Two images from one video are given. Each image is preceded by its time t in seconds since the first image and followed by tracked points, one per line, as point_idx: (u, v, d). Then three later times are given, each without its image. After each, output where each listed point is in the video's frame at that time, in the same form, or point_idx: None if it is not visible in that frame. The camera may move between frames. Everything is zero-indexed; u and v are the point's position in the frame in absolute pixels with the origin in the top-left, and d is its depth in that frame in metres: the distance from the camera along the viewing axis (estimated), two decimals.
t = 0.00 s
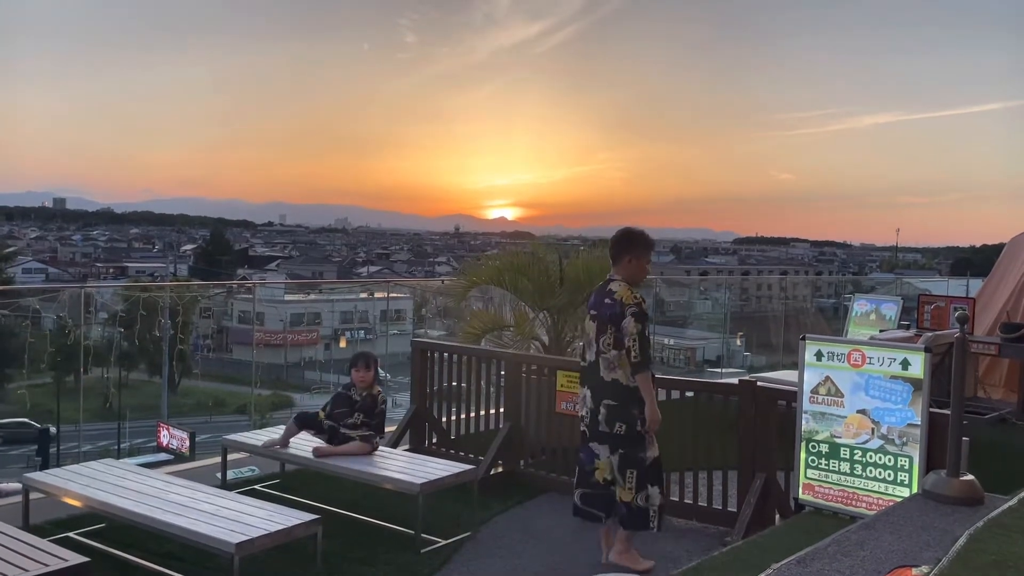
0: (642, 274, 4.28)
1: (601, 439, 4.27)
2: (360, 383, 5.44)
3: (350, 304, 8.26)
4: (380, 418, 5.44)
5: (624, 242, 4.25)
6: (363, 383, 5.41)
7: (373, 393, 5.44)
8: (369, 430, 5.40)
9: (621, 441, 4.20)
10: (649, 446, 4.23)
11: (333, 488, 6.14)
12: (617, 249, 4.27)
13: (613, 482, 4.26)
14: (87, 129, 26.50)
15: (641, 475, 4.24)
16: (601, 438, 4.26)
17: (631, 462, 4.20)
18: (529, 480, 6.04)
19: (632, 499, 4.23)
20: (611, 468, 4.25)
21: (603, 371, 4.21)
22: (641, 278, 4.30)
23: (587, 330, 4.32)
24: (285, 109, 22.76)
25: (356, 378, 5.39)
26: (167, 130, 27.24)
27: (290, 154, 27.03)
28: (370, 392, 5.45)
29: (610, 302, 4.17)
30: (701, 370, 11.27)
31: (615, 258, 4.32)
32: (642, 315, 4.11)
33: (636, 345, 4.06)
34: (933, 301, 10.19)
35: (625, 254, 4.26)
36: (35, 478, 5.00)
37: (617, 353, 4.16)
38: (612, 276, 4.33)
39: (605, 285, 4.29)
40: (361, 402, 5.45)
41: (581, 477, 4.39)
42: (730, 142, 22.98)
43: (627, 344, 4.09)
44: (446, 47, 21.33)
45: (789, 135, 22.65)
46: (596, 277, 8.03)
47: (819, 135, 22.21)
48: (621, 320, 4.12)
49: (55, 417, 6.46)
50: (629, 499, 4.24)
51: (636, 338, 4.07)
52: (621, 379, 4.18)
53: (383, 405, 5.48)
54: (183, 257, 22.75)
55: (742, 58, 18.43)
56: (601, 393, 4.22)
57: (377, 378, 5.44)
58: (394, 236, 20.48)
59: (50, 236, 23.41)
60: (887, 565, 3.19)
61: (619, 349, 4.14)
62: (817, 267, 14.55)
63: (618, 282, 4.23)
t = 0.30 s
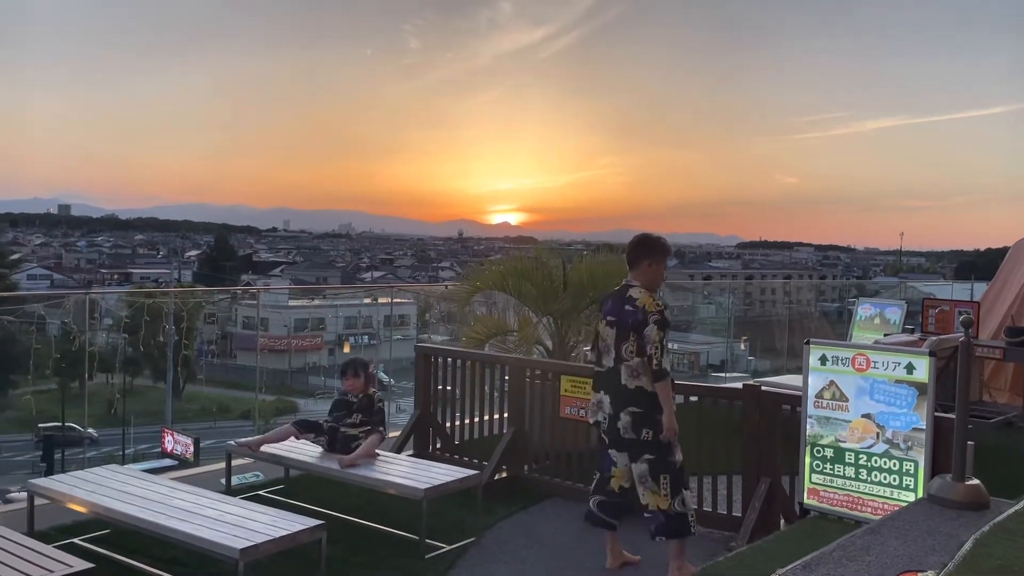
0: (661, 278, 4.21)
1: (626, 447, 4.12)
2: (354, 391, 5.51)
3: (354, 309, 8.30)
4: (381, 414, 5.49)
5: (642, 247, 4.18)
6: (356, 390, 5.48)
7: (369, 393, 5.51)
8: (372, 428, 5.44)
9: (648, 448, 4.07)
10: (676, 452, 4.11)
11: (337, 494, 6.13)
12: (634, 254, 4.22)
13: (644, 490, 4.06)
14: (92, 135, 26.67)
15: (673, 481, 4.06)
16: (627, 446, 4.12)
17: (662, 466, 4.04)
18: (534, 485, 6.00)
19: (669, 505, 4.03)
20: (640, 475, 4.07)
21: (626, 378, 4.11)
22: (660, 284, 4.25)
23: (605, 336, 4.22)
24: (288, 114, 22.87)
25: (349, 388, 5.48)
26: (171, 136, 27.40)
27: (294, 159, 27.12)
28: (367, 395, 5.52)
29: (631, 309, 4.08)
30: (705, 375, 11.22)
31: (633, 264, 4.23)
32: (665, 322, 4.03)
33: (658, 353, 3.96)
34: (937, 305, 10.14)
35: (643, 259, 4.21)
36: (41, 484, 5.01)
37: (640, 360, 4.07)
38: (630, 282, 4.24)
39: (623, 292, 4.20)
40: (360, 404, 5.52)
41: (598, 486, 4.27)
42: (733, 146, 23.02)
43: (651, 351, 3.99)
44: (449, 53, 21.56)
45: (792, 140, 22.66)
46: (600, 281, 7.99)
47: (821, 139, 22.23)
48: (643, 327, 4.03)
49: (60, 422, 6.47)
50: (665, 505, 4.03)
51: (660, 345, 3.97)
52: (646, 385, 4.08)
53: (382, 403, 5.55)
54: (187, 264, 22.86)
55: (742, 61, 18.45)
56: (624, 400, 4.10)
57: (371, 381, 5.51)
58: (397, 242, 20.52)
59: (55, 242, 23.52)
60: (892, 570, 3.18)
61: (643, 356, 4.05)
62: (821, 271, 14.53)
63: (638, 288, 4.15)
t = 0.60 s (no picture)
0: (693, 289, 4.09)
1: (658, 460, 3.98)
2: (349, 397, 5.40)
3: (360, 318, 8.33)
4: (376, 421, 5.38)
5: (676, 256, 4.03)
6: (350, 396, 5.38)
7: (363, 400, 5.38)
8: (369, 435, 5.39)
9: (682, 461, 3.95)
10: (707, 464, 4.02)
11: (344, 502, 6.12)
12: (667, 264, 4.04)
13: (674, 503, 3.95)
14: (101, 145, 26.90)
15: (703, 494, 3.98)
16: (661, 460, 3.97)
17: (696, 480, 3.94)
18: (542, 493, 5.97)
19: (697, 519, 3.93)
20: (671, 488, 3.95)
21: (664, 391, 3.94)
22: (691, 294, 4.10)
23: (638, 347, 4.05)
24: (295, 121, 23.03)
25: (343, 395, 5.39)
26: (177, 145, 27.57)
27: (301, 168, 27.22)
28: (363, 401, 5.40)
29: (670, 320, 3.93)
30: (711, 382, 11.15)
31: (666, 273, 4.05)
32: (704, 334, 3.91)
33: (701, 366, 3.84)
34: (946, 312, 10.03)
35: (678, 268, 4.03)
36: (49, 493, 5.02)
37: (680, 372, 3.93)
38: (662, 291, 4.06)
39: (658, 301, 4.01)
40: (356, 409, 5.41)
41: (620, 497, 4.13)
42: (737, 151, 23.02)
43: (693, 365, 3.85)
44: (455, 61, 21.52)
45: (796, 146, 22.68)
46: (607, 288, 7.98)
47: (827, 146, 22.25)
48: (685, 339, 3.89)
49: (67, 432, 6.59)
50: (695, 519, 3.94)
51: (701, 359, 3.85)
52: (685, 398, 3.93)
53: (378, 407, 5.41)
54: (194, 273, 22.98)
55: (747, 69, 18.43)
56: (662, 412, 3.94)
57: (365, 387, 5.39)
58: (404, 250, 20.59)
59: (63, 253, 23.73)
60: None
61: (682, 368, 3.91)
62: (827, 278, 14.50)
63: (674, 298, 3.98)
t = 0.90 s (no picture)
0: (730, 302, 4.00)
1: (695, 475, 3.89)
2: (356, 410, 5.35)
3: (369, 330, 8.37)
4: (382, 434, 5.28)
5: (711, 269, 3.95)
6: (358, 409, 5.33)
7: (370, 413, 5.32)
8: (376, 455, 5.22)
9: (720, 475, 3.86)
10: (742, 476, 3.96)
11: (353, 515, 6.11)
12: (703, 276, 3.95)
13: (711, 517, 3.87)
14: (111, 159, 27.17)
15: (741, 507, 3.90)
16: (695, 474, 3.90)
17: (733, 493, 3.86)
18: (552, 505, 5.92)
19: (734, 532, 3.86)
20: (709, 502, 3.86)
21: (699, 405, 3.86)
22: (727, 308, 4.02)
23: (667, 359, 3.98)
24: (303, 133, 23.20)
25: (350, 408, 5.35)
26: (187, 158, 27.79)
27: (310, 180, 27.42)
28: (370, 415, 5.33)
29: (704, 335, 3.84)
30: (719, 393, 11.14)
31: (701, 285, 3.97)
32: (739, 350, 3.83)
33: (737, 384, 3.75)
34: (955, 321, 9.92)
35: (714, 281, 3.94)
36: (60, 507, 5.01)
37: (715, 387, 3.85)
38: (695, 304, 3.97)
39: (691, 314, 3.92)
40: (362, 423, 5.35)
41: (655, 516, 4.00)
42: (744, 161, 23.02)
43: (729, 381, 3.77)
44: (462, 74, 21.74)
45: (803, 156, 22.69)
46: (614, 299, 8.00)
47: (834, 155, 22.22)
48: (720, 355, 3.81)
49: (77, 445, 6.61)
50: (731, 533, 3.86)
51: (738, 375, 3.76)
52: (721, 413, 3.86)
53: (383, 421, 5.34)
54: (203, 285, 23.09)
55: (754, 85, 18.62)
56: (698, 428, 3.86)
57: (372, 399, 5.33)
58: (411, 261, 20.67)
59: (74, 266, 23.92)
60: None
61: (718, 383, 3.84)
62: (836, 287, 14.48)
63: (709, 312, 3.89)
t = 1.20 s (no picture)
0: (749, 318, 3.99)
1: (718, 492, 3.87)
2: (365, 424, 5.29)
3: (379, 343, 8.34)
4: (392, 453, 5.27)
5: (731, 285, 3.94)
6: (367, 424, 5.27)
7: (379, 430, 5.28)
8: (385, 468, 5.24)
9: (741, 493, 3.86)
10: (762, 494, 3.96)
11: (365, 530, 6.11)
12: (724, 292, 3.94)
13: (730, 533, 3.86)
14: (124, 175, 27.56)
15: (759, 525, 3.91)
16: (719, 492, 3.87)
17: (754, 511, 3.87)
18: (563, 520, 5.88)
19: (752, 549, 3.87)
20: (730, 519, 3.86)
21: (725, 423, 3.83)
22: (746, 325, 4.00)
23: (688, 377, 3.93)
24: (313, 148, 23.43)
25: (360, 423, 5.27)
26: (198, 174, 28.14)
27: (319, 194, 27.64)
28: (379, 431, 5.29)
29: (726, 352, 3.81)
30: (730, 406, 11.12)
31: (721, 302, 3.95)
32: (762, 367, 3.82)
33: (761, 402, 3.75)
34: (968, 333, 9.79)
35: (736, 297, 3.93)
36: (72, 523, 5.03)
37: (739, 405, 3.82)
38: (715, 320, 3.94)
39: (712, 331, 3.89)
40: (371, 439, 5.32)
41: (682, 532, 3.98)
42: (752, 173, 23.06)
43: (752, 399, 3.75)
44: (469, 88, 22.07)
45: (810, 167, 22.74)
46: (624, 311, 8.00)
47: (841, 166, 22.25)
48: (744, 373, 3.78)
49: (88, 461, 6.62)
50: (749, 551, 3.87)
51: (762, 393, 3.76)
52: (745, 431, 3.83)
53: (393, 439, 5.30)
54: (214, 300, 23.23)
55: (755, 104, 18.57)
56: (722, 445, 3.83)
57: (382, 415, 5.27)
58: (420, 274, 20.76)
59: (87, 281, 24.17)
60: None
61: (741, 401, 3.80)
62: (848, 299, 14.44)
63: (730, 329, 3.87)
